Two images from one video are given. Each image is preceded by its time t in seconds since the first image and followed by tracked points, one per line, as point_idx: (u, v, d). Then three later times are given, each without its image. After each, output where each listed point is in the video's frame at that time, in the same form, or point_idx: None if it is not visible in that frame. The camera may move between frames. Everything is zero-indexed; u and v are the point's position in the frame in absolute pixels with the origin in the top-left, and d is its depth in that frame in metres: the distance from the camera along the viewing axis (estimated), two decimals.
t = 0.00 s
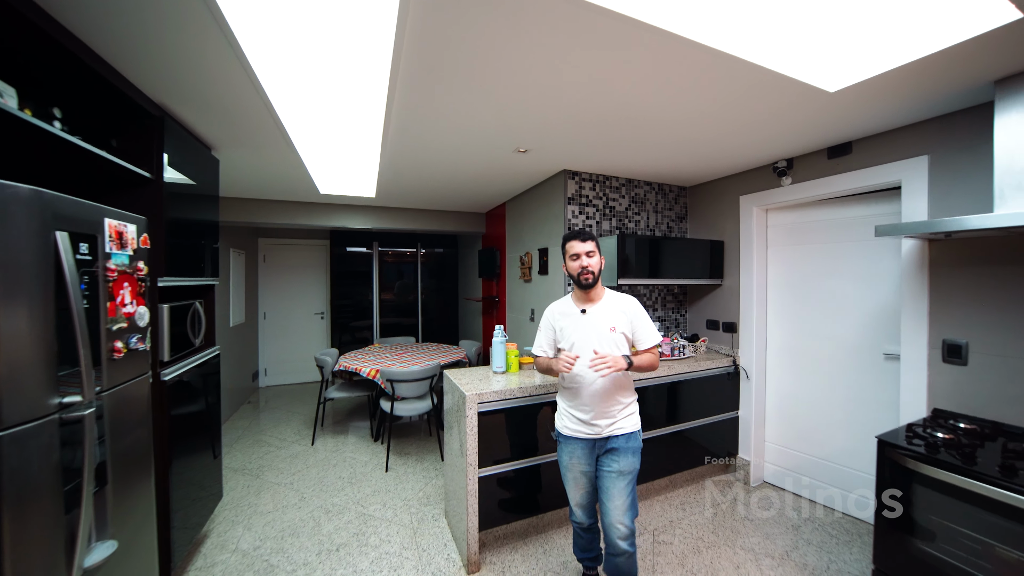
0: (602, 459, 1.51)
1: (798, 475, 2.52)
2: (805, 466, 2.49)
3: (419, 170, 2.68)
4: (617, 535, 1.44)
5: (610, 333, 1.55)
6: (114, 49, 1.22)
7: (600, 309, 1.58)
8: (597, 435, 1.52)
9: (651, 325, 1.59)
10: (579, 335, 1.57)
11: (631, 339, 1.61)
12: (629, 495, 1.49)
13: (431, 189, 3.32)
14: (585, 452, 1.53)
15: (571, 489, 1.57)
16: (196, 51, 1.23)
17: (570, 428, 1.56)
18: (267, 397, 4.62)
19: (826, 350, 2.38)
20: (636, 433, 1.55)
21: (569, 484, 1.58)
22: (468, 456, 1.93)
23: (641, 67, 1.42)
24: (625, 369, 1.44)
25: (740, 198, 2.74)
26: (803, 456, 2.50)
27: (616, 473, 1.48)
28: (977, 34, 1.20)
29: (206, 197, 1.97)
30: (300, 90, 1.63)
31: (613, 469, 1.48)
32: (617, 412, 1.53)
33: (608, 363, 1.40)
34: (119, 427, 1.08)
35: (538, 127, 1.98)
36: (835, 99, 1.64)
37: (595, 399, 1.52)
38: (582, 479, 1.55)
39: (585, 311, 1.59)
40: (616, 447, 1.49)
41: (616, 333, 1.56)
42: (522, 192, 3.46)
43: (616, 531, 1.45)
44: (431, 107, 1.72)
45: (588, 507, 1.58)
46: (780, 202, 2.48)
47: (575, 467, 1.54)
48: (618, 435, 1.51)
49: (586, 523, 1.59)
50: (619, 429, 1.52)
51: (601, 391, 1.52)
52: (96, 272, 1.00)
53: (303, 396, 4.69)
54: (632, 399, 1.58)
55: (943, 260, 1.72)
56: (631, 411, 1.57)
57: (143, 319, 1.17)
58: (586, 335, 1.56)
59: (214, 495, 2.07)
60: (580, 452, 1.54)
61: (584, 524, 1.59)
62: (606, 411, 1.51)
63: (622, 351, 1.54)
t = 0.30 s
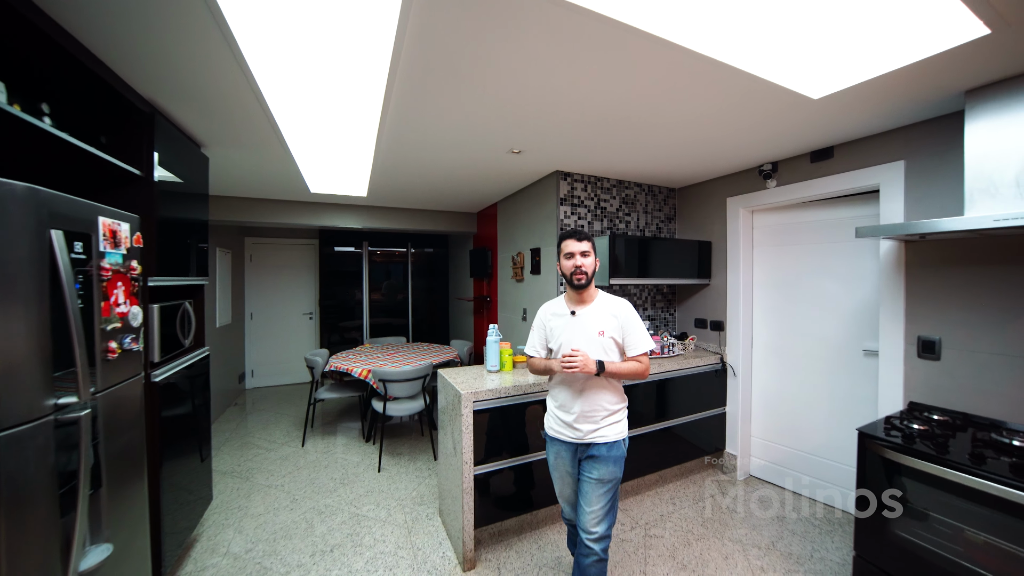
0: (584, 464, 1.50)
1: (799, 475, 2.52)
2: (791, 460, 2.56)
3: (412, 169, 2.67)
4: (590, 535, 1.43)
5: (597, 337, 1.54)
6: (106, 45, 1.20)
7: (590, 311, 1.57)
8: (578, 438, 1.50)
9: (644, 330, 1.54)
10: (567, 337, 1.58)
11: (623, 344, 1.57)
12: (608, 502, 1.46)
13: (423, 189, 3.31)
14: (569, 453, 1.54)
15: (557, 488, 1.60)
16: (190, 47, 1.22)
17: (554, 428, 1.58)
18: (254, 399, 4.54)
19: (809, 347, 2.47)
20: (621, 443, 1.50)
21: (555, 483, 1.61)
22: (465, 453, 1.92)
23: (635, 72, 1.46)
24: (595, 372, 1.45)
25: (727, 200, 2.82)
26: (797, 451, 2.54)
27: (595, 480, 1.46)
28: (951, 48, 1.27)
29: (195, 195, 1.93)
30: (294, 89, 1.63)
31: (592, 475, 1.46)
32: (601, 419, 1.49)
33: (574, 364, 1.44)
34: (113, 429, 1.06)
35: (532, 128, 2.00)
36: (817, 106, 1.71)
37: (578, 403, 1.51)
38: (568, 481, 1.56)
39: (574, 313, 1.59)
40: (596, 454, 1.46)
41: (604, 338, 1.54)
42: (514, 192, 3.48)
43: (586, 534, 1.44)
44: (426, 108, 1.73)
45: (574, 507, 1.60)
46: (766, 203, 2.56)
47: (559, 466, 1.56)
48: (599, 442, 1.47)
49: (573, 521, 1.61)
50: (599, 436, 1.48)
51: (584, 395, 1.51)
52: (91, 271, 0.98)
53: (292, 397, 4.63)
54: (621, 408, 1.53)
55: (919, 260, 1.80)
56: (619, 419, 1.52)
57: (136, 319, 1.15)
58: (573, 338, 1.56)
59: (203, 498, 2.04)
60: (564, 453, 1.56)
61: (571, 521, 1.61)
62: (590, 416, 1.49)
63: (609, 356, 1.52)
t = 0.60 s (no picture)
0: (569, 474, 1.45)
1: (798, 474, 2.53)
2: (777, 455, 2.64)
3: (405, 169, 2.67)
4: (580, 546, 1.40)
5: (584, 339, 1.48)
6: (96, 38, 1.18)
7: (581, 311, 1.52)
8: (561, 445, 1.46)
9: (637, 337, 1.45)
10: (555, 334, 1.54)
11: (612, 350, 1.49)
12: (597, 513, 1.41)
13: (416, 189, 3.31)
14: (553, 460, 1.51)
15: (545, 496, 1.57)
16: (183, 41, 1.21)
17: (541, 434, 1.55)
18: (241, 400, 4.46)
19: (793, 344, 2.55)
20: (606, 454, 1.42)
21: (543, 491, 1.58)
22: (460, 452, 1.94)
23: (627, 76, 1.49)
24: (576, 373, 1.39)
25: (715, 201, 2.89)
26: (782, 446, 2.62)
27: (580, 491, 1.41)
28: (926, 58, 1.33)
29: (184, 194, 1.90)
30: (288, 87, 1.62)
31: (577, 486, 1.42)
32: (583, 426, 1.43)
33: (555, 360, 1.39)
34: (106, 431, 1.04)
35: (526, 129, 2.03)
36: (801, 111, 1.77)
37: (560, 406, 1.47)
38: (554, 489, 1.52)
39: (565, 311, 1.55)
40: (579, 464, 1.41)
41: (591, 340, 1.48)
42: (507, 193, 3.50)
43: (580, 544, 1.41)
44: (421, 107, 1.73)
45: (565, 514, 1.56)
46: (752, 205, 2.63)
47: (544, 473, 1.53)
48: (582, 451, 1.41)
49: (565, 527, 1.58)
50: (582, 444, 1.42)
51: (564, 397, 1.46)
52: (85, 270, 0.97)
53: (280, 399, 4.56)
54: (605, 415, 1.45)
55: (896, 261, 1.88)
56: (605, 428, 1.44)
57: (129, 318, 1.14)
58: (560, 336, 1.52)
59: (192, 501, 2.00)
60: (548, 460, 1.52)
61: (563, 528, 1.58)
62: (571, 421, 1.44)
63: (593, 358, 1.46)
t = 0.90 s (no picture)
0: (558, 478, 1.46)
1: (798, 474, 2.52)
2: (765, 450, 2.71)
3: (399, 169, 2.68)
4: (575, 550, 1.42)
5: (577, 341, 1.48)
6: (88, 33, 1.17)
7: (576, 312, 1.51)
8: (551, 449, 1.47)
9: (632, 340, 1.44)
10: (549, 335, 1.54)
11: (606, 353, 1.48)
12: (591, 521, 1.40)
13: (408, 189, 3.31)
14: (540, 464, 1.52)
15: (526, 500, 1.56)
16: (178, 39, 1.20)
17: (531, 435, 1.57)
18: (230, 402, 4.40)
19: (780, 343, 2.62)
20: (597, 461, 1.41)
21: (524, 495, 1.57)
22: (455, 451, 1.95)
23: (620, 81, 1.53)
24: (567, 377, 1.36)
25: (704, 203, 2.95)
26: (769, 441, 2.69)
27: (570, 497, 1.41)
28: (904, 68, 1.40)
29: (174, 192, 1.88)
30: (282, 87, 1.62)
31: (565, 491, 1.42)
32: (573, 433, 1.43)
33: (543, 367, 1.35)
34: (101, 432, 1.04)
35: (519, 131, 2.06)
36: (787, 116, 1.83)
37: (551, 411, 1.47)
38: (535, 492, 1.53)
39: (559, 312, 1.55)
40: (567, 470, 1.42)
41: (584, 342, 1.47)
42: (499, 193, 3.53)
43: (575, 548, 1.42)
44: (417, 108, 1.74)
45: (550, 518, 1.56)
46: (739, 207, 2.70)
47: (528, 477, 1.54)
48: (572, 457, 1.42)
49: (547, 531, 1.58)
50: (572, 450, 1.42)
51: (555, 401, 1.47)
52: (81, 269, 0.97)
53: (269, 400, 4.51)
54: (596, 422, 1.45)
55: (876, 261, 1.96)
56: (594, 434, 1.44)
57: (124, 318, 1.13)
58: (554, 338, 1.53)
59: (181, 504, 1.98)
60: (534, 464, 1.53)
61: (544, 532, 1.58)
62: (561, 426, 1.44)
63: (585, 361, 1.46)
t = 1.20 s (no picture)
0: (552, 477, 1.46)
1: (798, 474, 2.53)
2: (753, 446, 2.78)
3: (393, 169, 2.68)
4: (569, 550, 1.42)
5: (574, 341, 1.48)
6: (83, 29, 1.16)
7: (572, 313, 1.52)
8: (546, 449, 1.46)
9: (628, 340, 1.46)
10: (544, 335, 1.53)
11: (601, 353, 1.50)
12: (587, 517, 1.44)
13: (403, 189, 3.31)
14: (531, 464, 1.50)
15: (507, 506, 1.50)
16: (174, 37, 1.20)
17: (520, 436, 1.54)
18: (220, 404, 4.34)
19: (768, 341, 2.69)
20: (593, 459, 1.45)
21: (504, 501, 1.51)
22: (451, 449, 1.97)
23: (614, 86, 1.56)
24: (565, 378, 1.35)
25: (694, 205, 3.02)
26: (757, 437, 2.76)
27: (566, 495, 1.43)
28: (884, 77, 1.46)
29: (167, 192, 1.87)
30: (278, 86, 1.63)
31: (561, 490, 1.43)
32: (570, 432, 1.44)
33: (544, 369, 1.33)
34: (99, 432, 1.04)
35: (513, 133, 2.08)
36: (774, 121, 1.89)
37: (547, 411, 1.47)
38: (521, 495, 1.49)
39: (555, 311, 1.53)
40: (565, 468, 1.43)
41: (581, 343, 1.48)
42: (493, 194, 3.55)
43: (568, 546, 1.42)
44: (413, 110, 1.76)
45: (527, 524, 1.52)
46: (729, 208, 2.76)
47: (514, 479, 1.51)
48: (570, 456, 1.43)
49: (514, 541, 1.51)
50: (570, 449, 1.44)
51: (551, 401, 1.46)
52: (80, 269, 0.97)
53: (261, 401, 4.47)
54: (591, 421, 1.48)
55: (859, 262, 2.03)
56: (589, 433, 1.47)
57: (121, 318, 1.13)
58: (550, 337, 1.51)
59: (174, 506, 1.96)
60: (525, 466, 1.50)
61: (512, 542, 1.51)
62: (558, 426, 1.45)
63: (582, 361, 1.47)
